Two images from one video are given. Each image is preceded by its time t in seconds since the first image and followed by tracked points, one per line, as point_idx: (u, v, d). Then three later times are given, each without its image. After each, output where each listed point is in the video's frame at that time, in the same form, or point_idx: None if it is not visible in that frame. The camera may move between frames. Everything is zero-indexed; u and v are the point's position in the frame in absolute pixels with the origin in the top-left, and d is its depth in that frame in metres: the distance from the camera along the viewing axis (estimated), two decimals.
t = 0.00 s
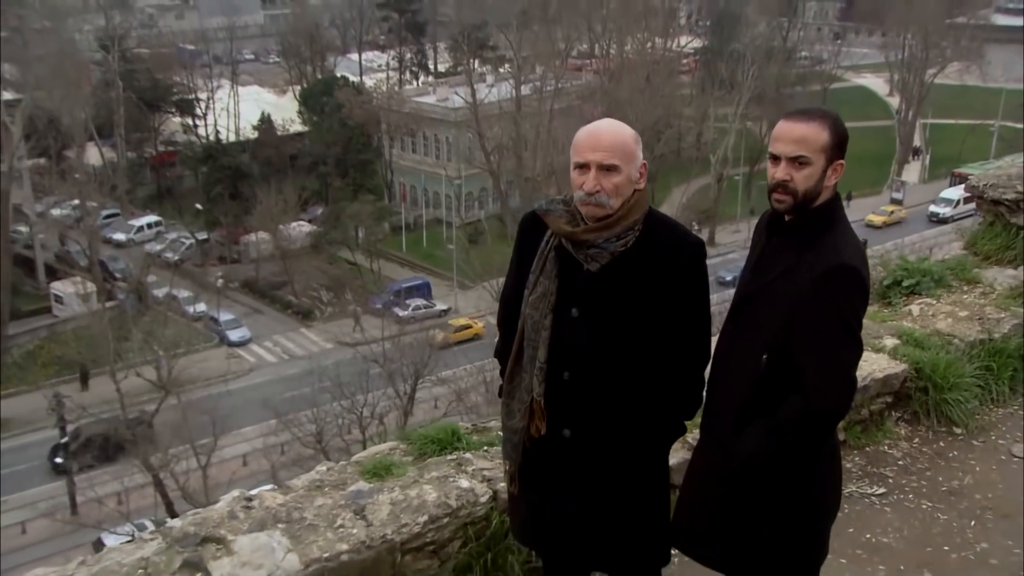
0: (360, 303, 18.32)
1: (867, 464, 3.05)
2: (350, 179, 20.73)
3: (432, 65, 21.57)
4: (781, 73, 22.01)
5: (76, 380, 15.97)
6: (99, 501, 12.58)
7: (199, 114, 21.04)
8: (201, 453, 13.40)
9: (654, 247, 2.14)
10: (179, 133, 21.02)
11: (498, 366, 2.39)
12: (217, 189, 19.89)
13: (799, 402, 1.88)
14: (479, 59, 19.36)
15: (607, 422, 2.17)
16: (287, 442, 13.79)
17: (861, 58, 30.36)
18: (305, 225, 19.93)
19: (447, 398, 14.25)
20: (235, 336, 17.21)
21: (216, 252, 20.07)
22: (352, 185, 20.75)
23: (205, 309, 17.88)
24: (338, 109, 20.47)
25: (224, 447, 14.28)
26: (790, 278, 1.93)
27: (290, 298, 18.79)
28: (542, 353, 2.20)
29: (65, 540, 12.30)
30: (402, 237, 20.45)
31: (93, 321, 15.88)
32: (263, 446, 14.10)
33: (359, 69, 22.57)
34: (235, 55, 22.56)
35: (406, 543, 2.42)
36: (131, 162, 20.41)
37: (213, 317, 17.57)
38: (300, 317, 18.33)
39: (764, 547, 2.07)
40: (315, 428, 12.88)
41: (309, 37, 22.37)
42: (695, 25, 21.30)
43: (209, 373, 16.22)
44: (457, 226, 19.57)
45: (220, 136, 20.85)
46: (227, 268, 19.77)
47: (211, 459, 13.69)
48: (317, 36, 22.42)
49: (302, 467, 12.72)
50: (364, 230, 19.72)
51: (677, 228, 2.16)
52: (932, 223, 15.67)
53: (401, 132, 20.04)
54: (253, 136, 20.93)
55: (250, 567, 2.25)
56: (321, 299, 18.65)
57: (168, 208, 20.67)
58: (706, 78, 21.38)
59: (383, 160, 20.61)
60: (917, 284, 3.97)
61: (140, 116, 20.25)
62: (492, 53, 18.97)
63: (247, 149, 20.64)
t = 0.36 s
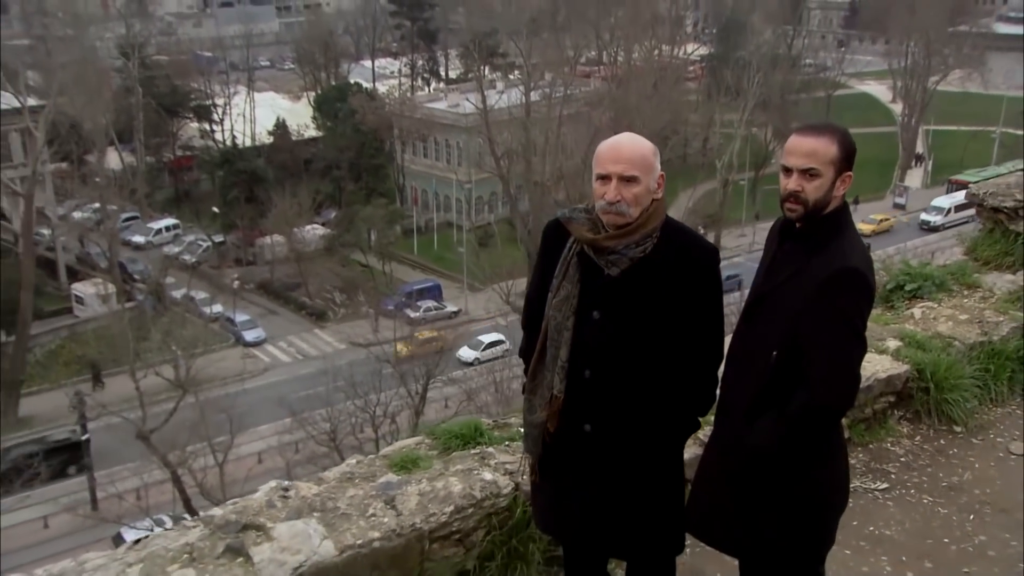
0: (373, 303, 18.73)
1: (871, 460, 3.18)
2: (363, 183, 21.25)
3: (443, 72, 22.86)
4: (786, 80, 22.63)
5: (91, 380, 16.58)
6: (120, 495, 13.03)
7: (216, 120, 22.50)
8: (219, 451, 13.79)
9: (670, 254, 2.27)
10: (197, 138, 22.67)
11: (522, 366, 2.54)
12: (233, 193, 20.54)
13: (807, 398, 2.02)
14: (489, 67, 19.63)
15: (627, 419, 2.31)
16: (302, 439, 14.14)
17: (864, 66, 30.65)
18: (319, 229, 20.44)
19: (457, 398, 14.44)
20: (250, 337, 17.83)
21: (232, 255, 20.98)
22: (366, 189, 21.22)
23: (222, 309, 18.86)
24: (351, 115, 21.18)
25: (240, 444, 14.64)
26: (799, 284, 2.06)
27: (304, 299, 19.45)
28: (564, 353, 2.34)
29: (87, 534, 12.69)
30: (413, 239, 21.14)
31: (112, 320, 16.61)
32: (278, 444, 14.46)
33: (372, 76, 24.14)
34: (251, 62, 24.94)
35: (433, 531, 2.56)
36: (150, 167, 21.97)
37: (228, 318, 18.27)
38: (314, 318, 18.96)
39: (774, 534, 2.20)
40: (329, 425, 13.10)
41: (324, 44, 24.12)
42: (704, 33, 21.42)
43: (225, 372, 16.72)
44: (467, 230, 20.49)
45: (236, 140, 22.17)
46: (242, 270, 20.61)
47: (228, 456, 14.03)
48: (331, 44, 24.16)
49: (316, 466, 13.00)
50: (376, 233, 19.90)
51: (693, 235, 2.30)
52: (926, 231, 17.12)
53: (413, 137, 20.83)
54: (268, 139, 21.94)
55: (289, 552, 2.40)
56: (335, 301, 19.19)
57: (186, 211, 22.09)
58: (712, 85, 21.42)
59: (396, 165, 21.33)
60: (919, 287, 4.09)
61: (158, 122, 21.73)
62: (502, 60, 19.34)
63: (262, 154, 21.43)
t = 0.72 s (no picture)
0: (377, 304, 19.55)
1: (863, 452, 3.36)
2: (368, 186, 21.90)
3: (447, 78, 23.98)
4: (781, 86, 22.63)
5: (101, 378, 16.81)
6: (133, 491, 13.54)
7: (224, 125, 22.71)
8: (228, 446, 14.07)
9: (677, 257, 2.44)
10: (207, 142, 22.74)
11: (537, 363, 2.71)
12: (243, 196, 21.01)
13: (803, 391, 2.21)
14: (491, 73, 20.89)
15: (637, 411, 2.47)
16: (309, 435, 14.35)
17: (859, 72, 31.03)
18: (326, 231, 20.99)
19: (460, 396, 14.87)
20: (258, 335, 18.31)
21: (241, 256, 21.56)
22: (371, 192, 21.93)
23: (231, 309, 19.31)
24: (357, 120, 21.42)
25: (250, 441, 14.97)
26: (797, 284, 2.24)
27: (311, 300, 19.96)
28: (578, 351, 2.51)
29: (101, 527, 13.15)
30: (417, 241, 21.92)
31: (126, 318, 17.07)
32: (286, 440, 14.72)
33: (377, 81, 24.93)
34: (259, 69, 24.60)
35: (453, 517, 2.72)
36: (162, 171, 22.29)
37: (238, 317, 18.77)
38: (320, 318, 19.45)
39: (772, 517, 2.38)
40: (336, 422, 13.34)
41: (331, 52, 24.50)
42: (700, 41, 22.61)
43: (234, 372, 17.16)
44: (469, 231, 21.91)
45: (245, 145, 22.41)
46: (252, 271, 21.18)
47: (237, 452, 14.41)
48: (338, 52, 24.51)
49: (323, 460, 13.30)
50: (382, 235, 20.68)
51: (696, 240, 2.48)
52: (906, 237, 19.06)
53: (417, 142, 21.77)
54: (276, 145, 22.33)
55: (319, 534, 2.57)
56: (341, 301, 19.75)
57: (196, 214, 22.65)
58: (710, 90, 21.90)
59: (401, 169, 22.04)
60: (909, 290, 4.29)
61: (169, 126, 21.90)
62: (504, 66, 20.58)
63: (270, 158, 21.75)
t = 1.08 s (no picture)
0: (380, 302, 19.83)
1: (850, 440, 3.57)
2: (371, 188, 22.56)
3: (446, 82, 24.80)
4: (772, 92, 23.06)
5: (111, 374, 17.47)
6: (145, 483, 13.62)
7: (230, 129, 23.45)
8: (236, 441, 14.24)
9: (677, 257, 2.64)
10: (213, 145, 23.70)
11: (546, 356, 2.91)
12: (248, 198, 21.76)
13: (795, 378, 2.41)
14: (490, 78, 21.27)
15: (641, 399, 2.67)
16: (315, 430, 14.50)
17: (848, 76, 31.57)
18: (330, 232, 21.51)
19: (461, 393, 15.12)
20: (264, 333, 18.46)
21: (247, 256, 21.97)
22: (373, 194, 22.58)
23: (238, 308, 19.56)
24: (360, 124, 22.28)
25: (257, 436, 14.97)
26: (789, 280, 2.44)
27: (315, 299, 20.30)
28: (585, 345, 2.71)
29: (112, 520, 13.24)
30: (418, 242, 22.70)
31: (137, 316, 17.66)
32: (292, 436, 14.80)
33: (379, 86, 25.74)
34: (265, 74, 25.94)
35: (468, 500, 2.92)
36: (170, 173, 23.16)
37: (244, 316, 18.99)
38: (324, 316, 19.69)
39: (765, 497, 2.57)
40: (341, 418, 13.55)
41: (333, 57, 25.45)
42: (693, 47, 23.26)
43: (243, 367, 17.34)
44: (469, 232, 22.43)
45: (250, 147, 22.97)
46: (257, 271, 21.55)
47: (245, 446, 14.42)
48: (341, 56, 25.46)
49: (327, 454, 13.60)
50: (384, 235, 21.25)
51: (694, 242, 2.67)
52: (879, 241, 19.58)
53: (418, 145, 22.50)
54: (282, 148, 22.83)
55: (344, 514, 2.77)
56: (344, 300, 20.11)
57: (203, 215, 23.12)
58: (703, 96, 22.42)
59: (402, 171, 22.76)
60: (894, 288, 4.52)
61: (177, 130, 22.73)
62: (503, 71, 21.04)
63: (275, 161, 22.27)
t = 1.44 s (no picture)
0: (386, 302, 20.76)
1: (842, 427, 3.80)
2: (378, 189, 23.06)
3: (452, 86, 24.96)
4: (769, 94, 23.76)
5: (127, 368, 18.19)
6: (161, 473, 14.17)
7: (243, 131, 24.10)
8: (249, 434, 14.66)
9: (681, 254, 2.81)
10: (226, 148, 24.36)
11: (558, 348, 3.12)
12: (260, 199, 22.88)
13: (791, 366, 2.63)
14: (494, 81, 21.32)
15: (649, 387, 2.87)
16: (325, 424, 14.82)
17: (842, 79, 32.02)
18: (339, 232, 22.32)
19: (467, 388, 15.40)
20: (275, 331, 19.45)
21: (258, 255, 22.99)
22: (381, 195, 23.04)
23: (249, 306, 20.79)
24: (367, 127, 22.99)
25: (269, 430, 15.52)
26: (785, 275, 2.65)
27: (324, 297, 21.42)
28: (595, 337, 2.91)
29: (130, 509, 13.82)
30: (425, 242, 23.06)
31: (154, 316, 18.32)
32: (302, 429, 15.28)
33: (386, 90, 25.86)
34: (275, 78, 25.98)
35: (486, 481, 3.14)
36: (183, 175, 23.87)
37: (255, 313, 20.30)
38: (334, 315, 20.73)
39: (764, 476, 2.79)
40: (350, 412, 13.87)
41: (342, 62, 25.82)
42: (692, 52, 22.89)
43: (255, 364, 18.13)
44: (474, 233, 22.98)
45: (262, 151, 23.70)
46: (268, 271, 22.68)
47: (258, 440, 14.93)
48: (349, 61, 25.82)
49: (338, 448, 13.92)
50: (391, 235, 22.12)
51: (697, 241, 2.86)
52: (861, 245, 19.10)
53: (424, 147, 23.02)
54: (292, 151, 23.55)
55: (372, 493, 3.00)
56: (353, 299, 21.00)
57: (217, 216, 24.24)
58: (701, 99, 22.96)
59: (409, 173, 23.24)
60: (884, 285, 4.74)
61: (190, 132, 23.46)
62: (507, 75, 21.11)
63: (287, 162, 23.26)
